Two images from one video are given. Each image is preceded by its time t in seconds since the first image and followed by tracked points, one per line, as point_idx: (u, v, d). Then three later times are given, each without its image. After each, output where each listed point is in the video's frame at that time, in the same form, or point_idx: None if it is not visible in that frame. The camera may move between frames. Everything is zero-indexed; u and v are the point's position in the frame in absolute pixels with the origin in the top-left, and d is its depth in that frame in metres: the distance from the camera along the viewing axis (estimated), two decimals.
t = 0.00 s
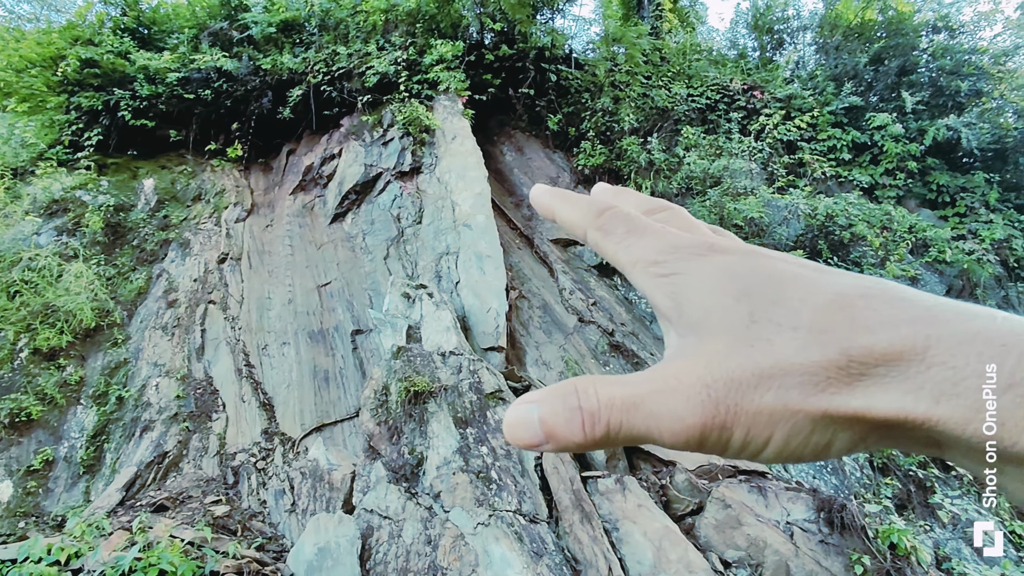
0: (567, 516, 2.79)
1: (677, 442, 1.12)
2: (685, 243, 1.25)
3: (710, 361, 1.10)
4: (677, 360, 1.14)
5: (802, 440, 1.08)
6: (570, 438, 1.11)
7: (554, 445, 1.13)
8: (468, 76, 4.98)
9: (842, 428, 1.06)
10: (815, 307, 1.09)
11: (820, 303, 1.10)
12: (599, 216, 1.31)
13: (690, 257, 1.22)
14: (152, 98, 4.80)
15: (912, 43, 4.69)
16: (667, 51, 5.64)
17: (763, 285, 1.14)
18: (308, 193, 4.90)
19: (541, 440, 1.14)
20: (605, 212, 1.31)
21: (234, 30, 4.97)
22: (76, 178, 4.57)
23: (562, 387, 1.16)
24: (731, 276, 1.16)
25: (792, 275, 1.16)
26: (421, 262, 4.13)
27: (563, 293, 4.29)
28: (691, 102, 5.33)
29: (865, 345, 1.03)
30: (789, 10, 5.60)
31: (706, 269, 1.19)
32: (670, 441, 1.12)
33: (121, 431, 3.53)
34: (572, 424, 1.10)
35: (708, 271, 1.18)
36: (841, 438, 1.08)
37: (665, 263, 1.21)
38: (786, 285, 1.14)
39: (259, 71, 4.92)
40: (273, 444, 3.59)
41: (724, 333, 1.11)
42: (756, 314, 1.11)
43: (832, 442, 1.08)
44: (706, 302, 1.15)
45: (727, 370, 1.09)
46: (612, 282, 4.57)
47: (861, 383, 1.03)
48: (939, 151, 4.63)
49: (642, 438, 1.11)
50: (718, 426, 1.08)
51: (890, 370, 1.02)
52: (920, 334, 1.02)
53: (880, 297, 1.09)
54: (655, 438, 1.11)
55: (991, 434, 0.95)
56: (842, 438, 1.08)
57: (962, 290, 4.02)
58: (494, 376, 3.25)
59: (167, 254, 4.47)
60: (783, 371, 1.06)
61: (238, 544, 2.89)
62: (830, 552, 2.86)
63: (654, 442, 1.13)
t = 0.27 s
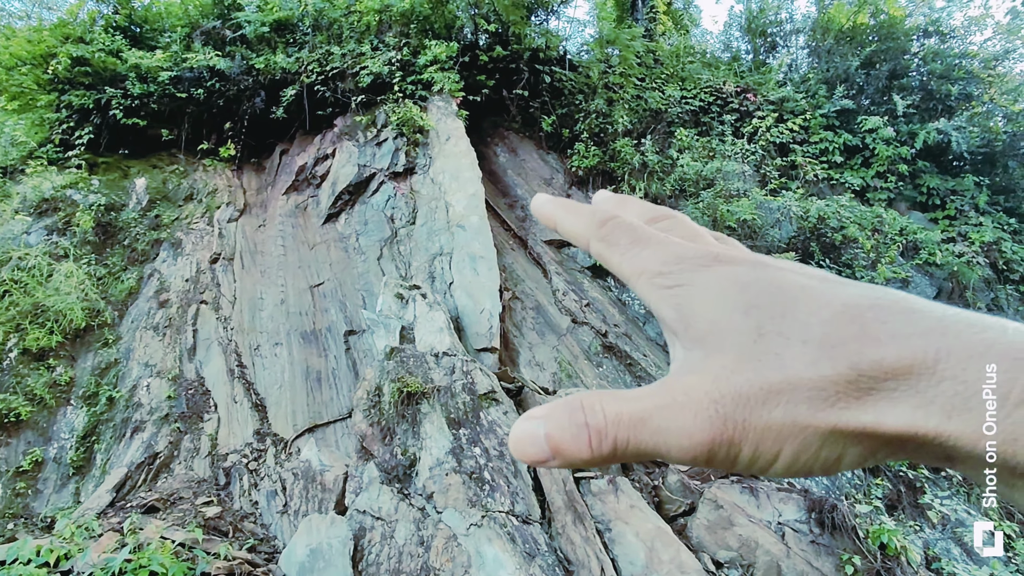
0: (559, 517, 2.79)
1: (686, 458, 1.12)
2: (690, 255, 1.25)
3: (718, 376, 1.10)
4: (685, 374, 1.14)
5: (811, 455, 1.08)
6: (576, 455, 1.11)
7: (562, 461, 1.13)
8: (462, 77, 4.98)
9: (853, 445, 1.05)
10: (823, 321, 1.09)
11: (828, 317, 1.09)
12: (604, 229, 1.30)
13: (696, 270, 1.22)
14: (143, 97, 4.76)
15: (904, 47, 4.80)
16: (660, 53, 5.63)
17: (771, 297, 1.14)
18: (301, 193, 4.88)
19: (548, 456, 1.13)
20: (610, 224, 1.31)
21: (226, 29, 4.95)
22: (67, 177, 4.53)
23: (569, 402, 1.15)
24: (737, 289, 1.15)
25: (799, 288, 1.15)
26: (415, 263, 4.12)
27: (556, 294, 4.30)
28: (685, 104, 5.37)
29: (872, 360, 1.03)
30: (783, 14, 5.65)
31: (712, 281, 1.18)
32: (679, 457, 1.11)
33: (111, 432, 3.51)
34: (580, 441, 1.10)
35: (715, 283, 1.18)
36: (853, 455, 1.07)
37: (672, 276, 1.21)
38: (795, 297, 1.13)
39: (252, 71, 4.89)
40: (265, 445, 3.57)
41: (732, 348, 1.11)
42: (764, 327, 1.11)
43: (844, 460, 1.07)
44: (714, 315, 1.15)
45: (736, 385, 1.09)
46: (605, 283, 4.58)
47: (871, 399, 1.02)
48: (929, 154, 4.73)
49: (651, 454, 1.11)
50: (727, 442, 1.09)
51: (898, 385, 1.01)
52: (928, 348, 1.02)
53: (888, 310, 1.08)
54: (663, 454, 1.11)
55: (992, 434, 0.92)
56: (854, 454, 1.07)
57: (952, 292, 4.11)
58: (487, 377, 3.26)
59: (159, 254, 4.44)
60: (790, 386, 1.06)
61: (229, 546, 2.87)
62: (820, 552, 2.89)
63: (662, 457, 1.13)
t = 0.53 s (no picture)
0: (556, 516, 2.79)
1: (656, 491, 1.14)
2: (659, 289, 1.24)
3: (683, 413, 1.11)
4: (654, 410, 1.15)
5: (775, 487, 1.08)
6: (553, 490, 1.14)
7: (540, 496, 1.16)
8: (460, 77, 4.98)
9: (811, 476, 1.06)
10: (786, 356, 1.08)
11: (790, 352, 1.08)
12: (578, 264, 1.30)
13: (665, 305, 1.21)
14: (140, 94, 4.76)
15: (900, 50, 4.49)
16: (659, 54, 5.68)
17: (734, 333, 1.13)
18: (299, 192, 4.87)
19: (526, 491, 1.17)
20: (583, 261, 1.30)
21: (224, 27, 4.93)
22: (62, 174, 4.51)
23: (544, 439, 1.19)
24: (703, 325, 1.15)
25: (765, 322, 1.14)
26: (412, 262, 4.12)
27: (554, 294, 4.30)
28: (683, 105, 5.41)
29: (829, 396, 1.02)
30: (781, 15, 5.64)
31: (679, 316, 1.18)
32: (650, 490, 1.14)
33: (107, 431, 3.50)
34: (555, 478, 1.14)
35: (680, 319, 1.17)
36: (817, 486, 1.08)
37: (642, 311, 1.20)
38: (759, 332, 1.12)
39: (249, 69, 4.89)
40: (262, 443, 3.56)
41: (697, 384, 1.11)
42: (727, 364, 1.11)
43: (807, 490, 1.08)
44: (679, 351, 1.14)
45: (700, 420, 1.10)
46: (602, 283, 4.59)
47: (827, 433, 1.02)
48: (926, 156, 4.56)
49: (621, 487, 1.14)
50: (693, 476, 1.10)
51: (853, 419, 1.01)
52: (885, 384, 1.01)
53: (849, 344, 1.07)
54: (634, 487, 1.14)
55: (991, 433, 0.92)
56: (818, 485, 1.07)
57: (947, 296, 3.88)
58: (484, 377, 3.25)
59: (155, 252, 4.43)
60: (750, 422, 1.06)
61: (225, 545, 2.87)
62: (815, 552, 2.91)
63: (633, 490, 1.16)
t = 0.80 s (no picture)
0: (555, 516, 2.80)
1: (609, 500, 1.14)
2: (619, 310, 1.29)
3: (632, 426, 1.13)
4: (608, 422, 1.17)
5: (712, 493, 1.10)
6: (520, 501, 1.12)
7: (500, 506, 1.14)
8: (461, 76, 4.98)
9: (745, 483, 1.07)
10: (729, 373, 1.12)
11: (730, 367, 1.13)
12: (549, 288, 1.36)
13: (622, 325, 1.26)
14: (141, 91, 4.75)
15: (902, 51, 4.45)
16: (660, 54, 5.64)
17: (681, 351, 1.18)
18: (299, 190, 4.87)
19: (495, 502, 1.14)
20: (553, 286, 1.36)
21: (225, 25, 4.94)
22: (63, 172, 4.51)
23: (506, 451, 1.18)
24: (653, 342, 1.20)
25: (714, 341, 1.19)
26: (413, 261, 4.12)
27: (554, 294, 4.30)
28: (684, 105, 5.39)
29: (760, 409, 1.06)
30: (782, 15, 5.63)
31: (635, 335, 1.23)
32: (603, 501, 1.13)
33: (107, 428, 3.50)
34: (515, 489, 1.12)
35: (633, 338, 1.22)
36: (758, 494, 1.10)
37: (601, 330, 1.25)
38: (702, 349, 1.17)
39: (250, 67, 4.89)
40: (261, 442, 3.56)
41: (644, 397, 1.15)
42: (672, 380, 1.15)
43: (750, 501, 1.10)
44: (631, 367, 1.19)
45: (647, 431, 1.12)
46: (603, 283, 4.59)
47: (755, 443, 1.05)
48: (926, 158, 4.57)
49: (574, 500, 1.12)
50: (643, 486, 1.10)
51: (780, 429, 1.04)
52: (815, 397, 1.05)
53: (789, 363, 1.12)
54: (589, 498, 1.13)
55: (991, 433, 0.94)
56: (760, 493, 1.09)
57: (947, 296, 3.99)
58: (484, 376, 3.26)
59: (156, 250, 4.43)
60: (690, 434, 1.09)
61: (225, 542, 2.87)
62: (814, 552, 2.92)
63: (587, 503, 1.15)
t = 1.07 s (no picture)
0: (556, 515, 2.80)
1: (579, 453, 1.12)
2: (601, 268, 1.24)
3: (603, 378, 1.10)
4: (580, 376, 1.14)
5: (681, 448, 1.07)
6: (496, 453, 1.11)
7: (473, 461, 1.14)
8: (464, 74, 4.98)
9: (714, 437, 1.04)
10: (707, 328, 1.07)
11: (703, 323, 1.07)
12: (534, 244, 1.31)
13: (605, 280, 1.20)
14: (145, 89, 4.75)
15: (906, 52, 4.60)
16: (664, 53, 5.66)
17: (658, 306, 1.12)
18: (302, 188, 4.88)
19: (474, 452, 1.13)
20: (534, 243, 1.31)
21: (229, 23, 4.95)
22: (67, 169, 4.52)
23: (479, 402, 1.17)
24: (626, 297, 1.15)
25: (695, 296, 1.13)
26: (415, 259, 4.13)
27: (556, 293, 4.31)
28: (687, 105, 5.36)
29: (729, 365, 1.02)
30: (786, 16, 5.61)
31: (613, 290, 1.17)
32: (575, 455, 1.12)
33: (110, 425, 3.52)
34: (486, 438, 1.11)
35: (610, 296, 1.16)
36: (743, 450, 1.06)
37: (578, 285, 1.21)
38: (674, 304, 1.12)
39: (254, 65, 4.89)
40: (264, 439, 3.58)
41: (615, 351, 1.11)
42: (647, 334, 1.10)
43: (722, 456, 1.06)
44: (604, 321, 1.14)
45: (617, 386, 1.08)
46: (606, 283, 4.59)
47: (727, 398, 1.01)
48: (930, 158, 4.54)
49: (547, 451, 1.11)
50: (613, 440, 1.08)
51: (747, 385, 1.00)
52: (790, 354, 1.00)
53: (770, 321, 1.06)
54: (561, 450, 1.12)
55: (992, 434, 0.88)
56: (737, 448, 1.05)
57: (949, 298, 3.94)
58: (486, 375, 3.28)
59: (159, 248, 4.44)
60: (657, 387, 1.05)
61: (227, 539, 2.88)
62: (815, 553, 2.91)
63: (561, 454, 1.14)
